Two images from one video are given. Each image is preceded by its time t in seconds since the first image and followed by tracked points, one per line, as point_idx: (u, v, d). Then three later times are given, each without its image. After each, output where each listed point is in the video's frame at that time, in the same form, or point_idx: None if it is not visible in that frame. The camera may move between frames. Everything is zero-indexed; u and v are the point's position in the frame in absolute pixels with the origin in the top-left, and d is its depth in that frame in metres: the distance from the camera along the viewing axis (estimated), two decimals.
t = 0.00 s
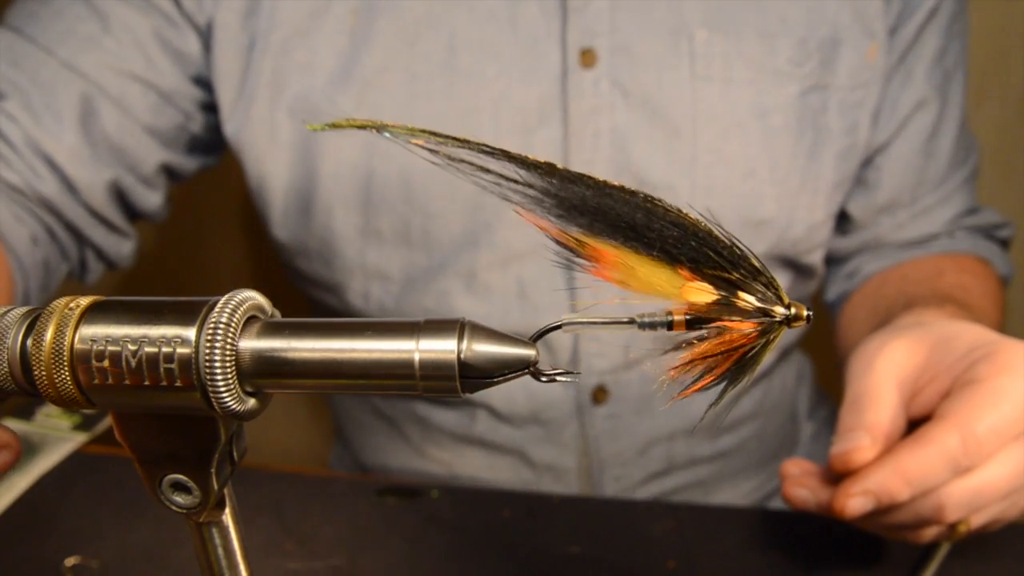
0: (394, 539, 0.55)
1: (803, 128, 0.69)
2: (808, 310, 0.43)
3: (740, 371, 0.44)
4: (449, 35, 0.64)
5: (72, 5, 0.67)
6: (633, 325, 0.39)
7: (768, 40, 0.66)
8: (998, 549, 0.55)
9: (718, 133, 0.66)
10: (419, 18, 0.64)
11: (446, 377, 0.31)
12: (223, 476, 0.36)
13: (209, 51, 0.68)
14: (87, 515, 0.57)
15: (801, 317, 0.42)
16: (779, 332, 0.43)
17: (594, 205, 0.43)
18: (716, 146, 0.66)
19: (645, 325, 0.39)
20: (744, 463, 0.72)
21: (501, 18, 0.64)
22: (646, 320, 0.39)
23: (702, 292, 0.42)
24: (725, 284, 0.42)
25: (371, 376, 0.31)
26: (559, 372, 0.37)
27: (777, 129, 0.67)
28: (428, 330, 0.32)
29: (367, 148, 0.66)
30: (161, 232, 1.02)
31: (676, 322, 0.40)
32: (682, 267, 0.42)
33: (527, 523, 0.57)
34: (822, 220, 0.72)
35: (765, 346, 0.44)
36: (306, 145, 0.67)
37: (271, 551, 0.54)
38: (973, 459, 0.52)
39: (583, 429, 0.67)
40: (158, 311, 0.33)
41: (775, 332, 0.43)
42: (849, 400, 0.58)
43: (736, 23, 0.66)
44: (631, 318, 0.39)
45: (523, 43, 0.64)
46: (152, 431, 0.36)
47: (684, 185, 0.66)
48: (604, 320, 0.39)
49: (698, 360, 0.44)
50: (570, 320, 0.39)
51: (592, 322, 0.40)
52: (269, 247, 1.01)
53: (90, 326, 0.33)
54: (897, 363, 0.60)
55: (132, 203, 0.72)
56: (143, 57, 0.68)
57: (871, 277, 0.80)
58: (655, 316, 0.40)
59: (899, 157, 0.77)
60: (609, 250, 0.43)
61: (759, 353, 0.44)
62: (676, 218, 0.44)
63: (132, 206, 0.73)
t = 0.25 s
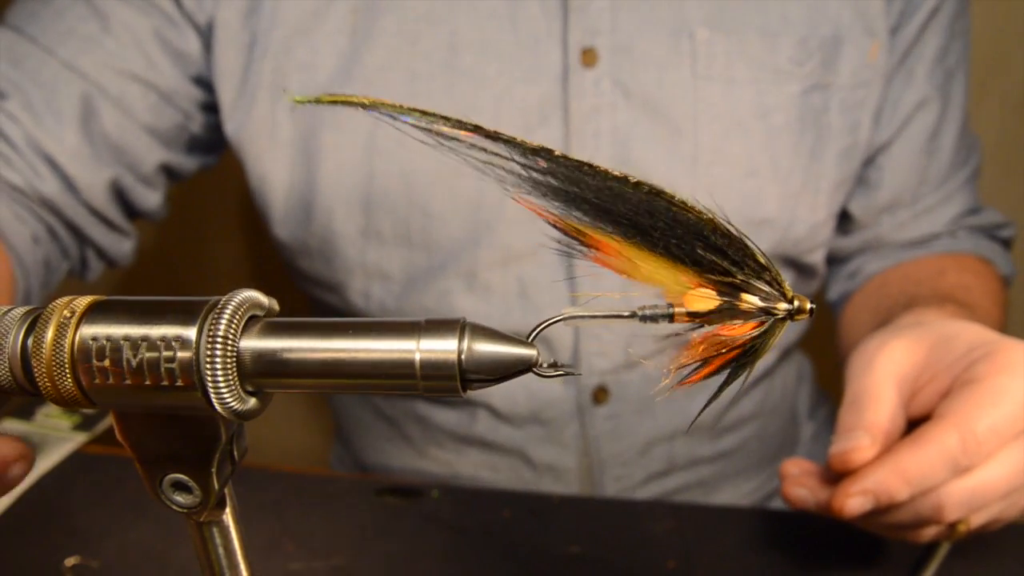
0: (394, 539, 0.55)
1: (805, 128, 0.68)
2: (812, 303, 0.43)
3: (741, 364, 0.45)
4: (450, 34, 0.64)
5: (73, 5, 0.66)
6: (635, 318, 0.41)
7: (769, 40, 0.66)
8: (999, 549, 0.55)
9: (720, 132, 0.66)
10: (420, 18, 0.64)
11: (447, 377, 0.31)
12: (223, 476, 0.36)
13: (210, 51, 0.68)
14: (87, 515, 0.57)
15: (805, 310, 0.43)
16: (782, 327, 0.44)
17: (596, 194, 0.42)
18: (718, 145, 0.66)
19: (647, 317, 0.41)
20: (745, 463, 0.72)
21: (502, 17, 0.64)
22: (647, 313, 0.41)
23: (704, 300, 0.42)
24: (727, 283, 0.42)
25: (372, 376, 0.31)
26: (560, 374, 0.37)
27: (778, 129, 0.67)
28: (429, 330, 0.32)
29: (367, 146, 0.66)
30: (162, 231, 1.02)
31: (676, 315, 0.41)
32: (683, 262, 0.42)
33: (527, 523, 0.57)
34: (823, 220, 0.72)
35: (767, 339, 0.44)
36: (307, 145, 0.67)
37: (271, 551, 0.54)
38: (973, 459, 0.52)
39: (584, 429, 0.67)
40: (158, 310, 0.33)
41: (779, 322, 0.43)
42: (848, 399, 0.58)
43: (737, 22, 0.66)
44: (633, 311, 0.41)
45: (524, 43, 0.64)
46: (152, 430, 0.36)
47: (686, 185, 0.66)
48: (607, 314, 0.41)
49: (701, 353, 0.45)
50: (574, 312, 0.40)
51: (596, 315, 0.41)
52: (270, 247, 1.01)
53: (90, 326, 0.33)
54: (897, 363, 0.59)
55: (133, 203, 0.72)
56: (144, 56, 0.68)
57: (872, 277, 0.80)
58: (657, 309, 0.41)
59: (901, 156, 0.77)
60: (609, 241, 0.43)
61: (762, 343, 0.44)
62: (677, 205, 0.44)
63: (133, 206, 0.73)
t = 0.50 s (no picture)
0: (393, 539, 0.55)
1: (805, 127, 0.68)
2: (817, 296, 0.43)
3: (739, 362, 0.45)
4: (451, 33, 0.64)
5: (74, 4, 0.66)
6: (634, 309, 0.41)
7: (770, 39, 0.66)
8: (1000, 550, 0.55)
9: (720, 131, 0.66)
10: (420, 17, 0.64)
11: (446, 377, 0.31)
12: (223, 477, 0.36)
13: (210, 50, 0.67)
14: (87, 515, 0.57)
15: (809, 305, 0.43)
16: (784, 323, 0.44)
17: (594, 193, 0.42)
18: (719, 144, 0.65)
19: (646, 310, 0.42)
20: (745, 463, 0.72)
21: (503, 16, 0.64)
22: (647, 305, 0.41)
23: (705, 321, 0.43)
24: (729, 296, 0.42)
25: (371, 375, 0.31)
26: (559, 376, 0.37)
27: (778, 128, 0.67)
28: (428, 330, 0.32)
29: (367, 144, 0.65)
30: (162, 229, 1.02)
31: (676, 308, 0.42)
32: (684, 267, 0.42)
33: (526, 523, 0.57)
34: (824, 219, 0.72)
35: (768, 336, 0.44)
36: (307, 144, 0.67)
37: (270, 551, 0.54)
38: (971, 455, 0.51)
39: (584, 428, 0.67)
40: (158, 311, 0.33)
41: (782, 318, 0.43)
42: (847, 396, 0.58)
43: (738, 21, 0.66)
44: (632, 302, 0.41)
45: (524, 42, 0.64)
46: (152, 431, 0.35)
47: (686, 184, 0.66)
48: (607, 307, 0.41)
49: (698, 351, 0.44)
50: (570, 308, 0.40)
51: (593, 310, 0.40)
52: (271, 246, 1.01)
53: (90, 327, 0.33)
54: (896, 360, 0.59)
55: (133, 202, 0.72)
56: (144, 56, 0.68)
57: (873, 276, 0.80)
58: (655, 301, 0.42)
59: (901, 155, 0.77)
60: (608, 236, 0.43)
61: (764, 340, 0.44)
62: (678, 203, 0.43)
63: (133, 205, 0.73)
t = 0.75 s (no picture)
0: (394, 539, 0.55)
1: (806, 126, 0.68)
2: (816, 297, 0.43)
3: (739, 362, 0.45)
4: (452, 32, 0.64)
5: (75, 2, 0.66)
6: (636, 310, 0.41)
7: (771, 38, 0.66)
8: (1001, 549, 0.55)
9: (721, 130, 0.65)
10: (421, 15, 0.64)
11: (446, 377, 0.31)
12: (223, 477, 0.36)
13: (212, 49, 0.67)
14: (88, 515, 0.57)
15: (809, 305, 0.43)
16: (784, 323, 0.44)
17: (594, 193, 0.42)
18: (719, 143, 0.65)
19: (647, 311, 0.41)
20: (746, 462, 0.72)
21: (504, 15, 0.64)
22: (648, 306, 0.41)
23: (704, 320, 0.42)
24: (729, 296, 0.42)
25: (371, 375, 0.31)
26: (559, 376, 0.37)
27: (779, 127, 0.67)
28: (428, 330, 0.31)
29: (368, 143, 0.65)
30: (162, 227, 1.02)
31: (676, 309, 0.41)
32: (683, 268, 0.42)
33: (527, 523, 0.57)
34: (824, 219, 0.71)
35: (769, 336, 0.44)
36: (308, 142, 0.67)
37: (271, 551, 0.54)
38: (973, 453, 0.51)
39: (585, 428, 0.67)
40: (158, 311, 0.33)
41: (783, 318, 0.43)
42: (849, 394, 0.58)
43: (740, 20, 0.66)
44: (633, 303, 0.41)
45: (526, 41, 0.64)
46: (152, 431, 0.35)
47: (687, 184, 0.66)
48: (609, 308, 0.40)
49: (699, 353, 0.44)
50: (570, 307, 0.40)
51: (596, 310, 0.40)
52: (271, 244, 1.00)
53: (90, 327, 0.33)
54: (898, 358, 0.59)
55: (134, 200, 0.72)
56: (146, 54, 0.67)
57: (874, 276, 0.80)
58: (657, 302, 0.41)
59: (902, 155, 0.77)
60: (608, 237, 0.43)
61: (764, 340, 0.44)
62: (679, 203, 0.43)
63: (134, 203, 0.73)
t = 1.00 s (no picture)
0: (395, 539, 0.55)
1: (807, 127, 0.68)
2: (815, 298, 0.43)
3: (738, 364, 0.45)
4: (453, 32, 0.64)
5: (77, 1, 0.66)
6: (636, 311, 0.40)
7: (772, 38, 0.66)
8: (1000, 548, 0.55)
9: (721, 130, 0.65)
10: (423, 14, 0.64)
11: (447, 377, 0.31)
12: (223, 477, 0.36)
13: (213, 48, 0.67)
14: (88, 516, 0.57)
15: (807, 306, 0.43)
16: (784, 323, 0.44)
17: (595, 192, 0.42)
18: (719, 143, 0.65)
19: (647, 313, 0.41)
20: (746, 462, 0.72)
21: (505, 15, 0.64)
22: (647, 306, 0.41)
23: (705, 316, 0.42)
24: (730, 294, 0.42)
25: (372, 375, 0.31)
26: (559, 376, 0.37)
27: (780, 128, 0.67)
28: (429, 330, 0.31)
29: (370, 143, 0.65)
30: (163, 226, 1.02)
31: (677, 309, 0.41)
32: (683, 267, 0.42)
33: (527, 523, 0.57)
34: (824, 219, 0.71)
35: (768, 338, 0.44)
36: (310, 142, 0.67)
37: (271, 551, 0.54)
38: (974, 453, 0.51)
39: (585, 427, 0.67)
40: (157, 311, 0.33)
41: (782, 319, 0.43)
42: (850, 395, 0.58)
43: (741, 20, 0.66)
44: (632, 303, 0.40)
45: (527, 41, 0.64)
46: (152, 431, 0.35)
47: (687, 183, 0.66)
48: (607, 309, 0.40)
49: (700, 351, 0.44)
50: (569, 308, 0.39)
51: (593, 311, 0.40)
52: (271, 243, 1.00)
53: (89, 327, 0.33)
54: (898, 359, 0.59)
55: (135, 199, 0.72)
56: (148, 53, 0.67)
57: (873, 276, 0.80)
58: (656, 303, 0.41)
59: (902, 156, 0.77)
60: (609, 236, 0.43)
61: (763, 342, 0.44)
62: (679, 203, 0.43)
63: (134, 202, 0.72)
